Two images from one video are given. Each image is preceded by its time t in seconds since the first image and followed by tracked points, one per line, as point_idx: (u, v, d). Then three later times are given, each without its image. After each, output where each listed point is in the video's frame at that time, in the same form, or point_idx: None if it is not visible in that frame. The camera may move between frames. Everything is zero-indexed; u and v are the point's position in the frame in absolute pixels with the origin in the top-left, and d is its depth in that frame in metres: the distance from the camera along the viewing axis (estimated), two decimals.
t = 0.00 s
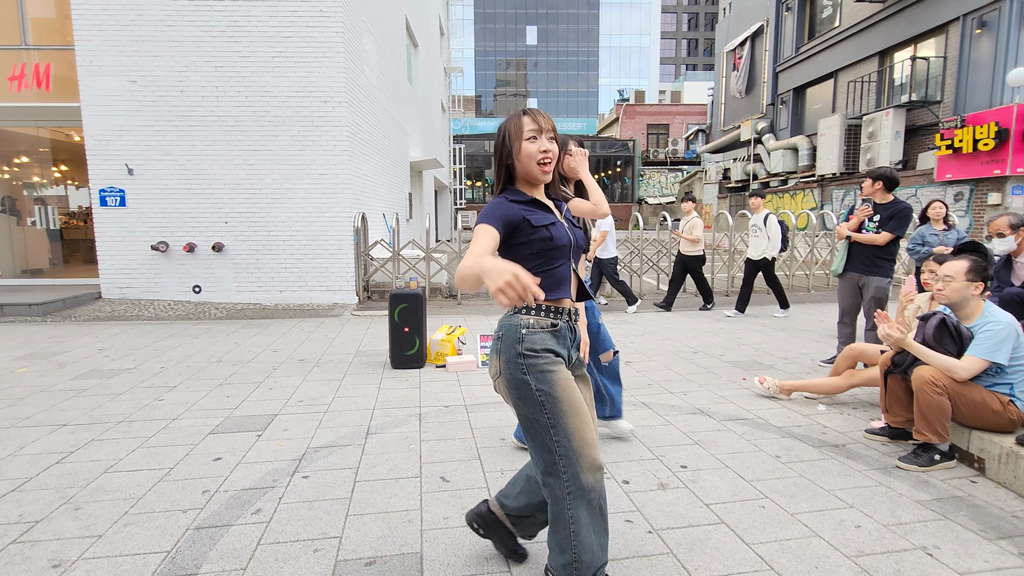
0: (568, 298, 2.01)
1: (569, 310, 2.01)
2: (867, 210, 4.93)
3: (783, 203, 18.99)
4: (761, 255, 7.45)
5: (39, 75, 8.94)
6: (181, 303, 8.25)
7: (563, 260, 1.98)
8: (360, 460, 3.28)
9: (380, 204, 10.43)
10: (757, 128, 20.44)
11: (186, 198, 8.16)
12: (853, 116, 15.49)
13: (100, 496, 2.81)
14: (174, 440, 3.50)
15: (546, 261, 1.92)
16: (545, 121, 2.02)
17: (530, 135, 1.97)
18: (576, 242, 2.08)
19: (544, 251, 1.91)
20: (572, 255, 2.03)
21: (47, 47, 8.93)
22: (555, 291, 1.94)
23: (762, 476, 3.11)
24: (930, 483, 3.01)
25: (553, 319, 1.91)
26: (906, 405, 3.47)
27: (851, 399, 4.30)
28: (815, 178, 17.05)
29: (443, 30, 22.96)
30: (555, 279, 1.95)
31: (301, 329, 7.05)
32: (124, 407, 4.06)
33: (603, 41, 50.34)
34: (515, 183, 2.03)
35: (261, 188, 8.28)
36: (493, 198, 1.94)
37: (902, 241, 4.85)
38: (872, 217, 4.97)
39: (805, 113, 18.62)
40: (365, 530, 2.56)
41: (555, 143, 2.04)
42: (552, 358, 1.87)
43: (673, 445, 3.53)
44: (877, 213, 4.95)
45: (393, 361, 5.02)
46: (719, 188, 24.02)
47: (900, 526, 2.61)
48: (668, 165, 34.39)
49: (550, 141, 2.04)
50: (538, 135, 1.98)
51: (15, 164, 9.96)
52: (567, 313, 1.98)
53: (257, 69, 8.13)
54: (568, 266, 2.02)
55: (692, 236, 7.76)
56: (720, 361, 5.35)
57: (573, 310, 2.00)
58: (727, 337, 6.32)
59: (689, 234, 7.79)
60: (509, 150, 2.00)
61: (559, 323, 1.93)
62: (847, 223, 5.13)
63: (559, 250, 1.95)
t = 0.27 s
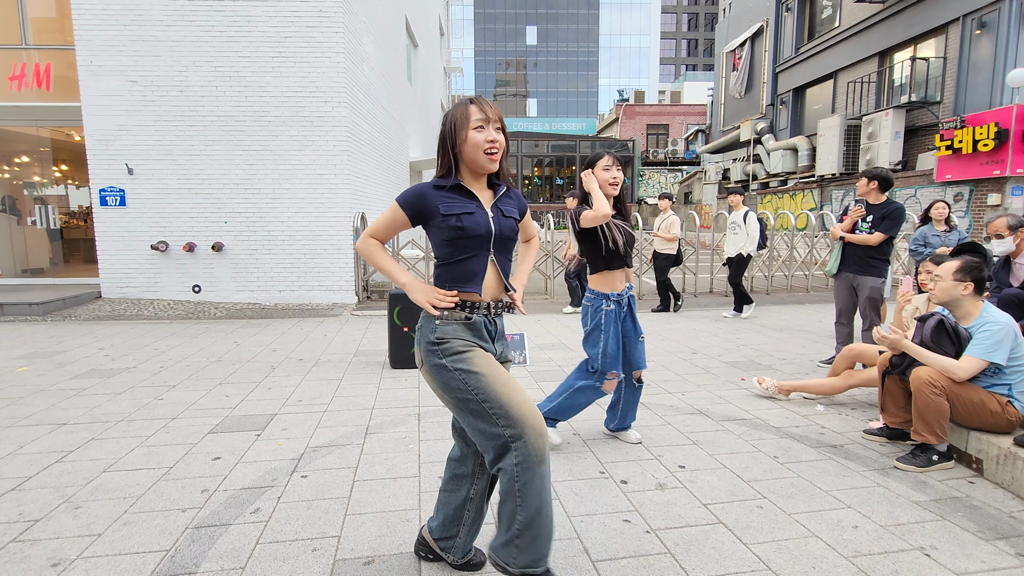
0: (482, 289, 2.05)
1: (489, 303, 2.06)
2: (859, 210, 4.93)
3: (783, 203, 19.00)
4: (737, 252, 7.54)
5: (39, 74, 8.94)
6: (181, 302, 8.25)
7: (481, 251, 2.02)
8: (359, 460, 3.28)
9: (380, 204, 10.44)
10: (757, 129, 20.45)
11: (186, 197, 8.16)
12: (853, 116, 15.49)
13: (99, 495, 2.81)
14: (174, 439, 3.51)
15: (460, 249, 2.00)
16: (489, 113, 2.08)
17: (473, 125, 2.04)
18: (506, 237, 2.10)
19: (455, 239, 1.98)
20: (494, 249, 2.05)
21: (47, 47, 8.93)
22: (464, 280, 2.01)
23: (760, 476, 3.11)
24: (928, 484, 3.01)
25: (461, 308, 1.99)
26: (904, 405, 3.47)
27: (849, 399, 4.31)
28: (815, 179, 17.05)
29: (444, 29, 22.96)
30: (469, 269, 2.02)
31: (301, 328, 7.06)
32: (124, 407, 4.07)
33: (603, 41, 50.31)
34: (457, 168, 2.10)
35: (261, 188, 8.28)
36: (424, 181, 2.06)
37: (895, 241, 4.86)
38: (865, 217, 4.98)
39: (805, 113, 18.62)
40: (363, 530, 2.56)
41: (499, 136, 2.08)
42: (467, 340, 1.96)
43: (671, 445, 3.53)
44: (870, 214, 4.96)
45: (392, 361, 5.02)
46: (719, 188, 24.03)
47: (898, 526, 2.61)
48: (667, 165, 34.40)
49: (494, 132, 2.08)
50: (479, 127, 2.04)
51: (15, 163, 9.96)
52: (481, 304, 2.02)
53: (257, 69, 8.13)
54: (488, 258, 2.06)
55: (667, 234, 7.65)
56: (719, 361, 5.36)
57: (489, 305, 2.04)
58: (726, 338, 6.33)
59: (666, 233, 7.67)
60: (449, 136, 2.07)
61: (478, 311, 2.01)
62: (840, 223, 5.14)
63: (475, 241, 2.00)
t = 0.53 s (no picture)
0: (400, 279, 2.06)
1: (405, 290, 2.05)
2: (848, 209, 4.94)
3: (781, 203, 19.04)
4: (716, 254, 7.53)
5: (35, 75, 8.92)
6: (178, 303, 8.24)
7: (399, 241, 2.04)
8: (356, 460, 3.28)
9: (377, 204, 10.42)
10: (755, 128, 20.47)
11: (183, 198, 8.15)
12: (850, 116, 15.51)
13: (95, 497, 2.80)
14: (171, 440, 3.50)
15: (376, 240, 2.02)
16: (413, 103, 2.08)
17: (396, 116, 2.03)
18: (428, 228, 2.11)
19: (372, 231, 2.00)
20: (412, 239, 2.06)
21: (43, 47, 8.90)
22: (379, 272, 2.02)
23: (758, 476, 3.11)
24: (925, 482, 3.02)
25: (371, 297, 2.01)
26: (901, 404, 3.48)
27: (847, 398, 4.32)
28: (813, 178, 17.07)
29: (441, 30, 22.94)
30: (386, 260, 2.04)
31: (298, 329, 7.05)
32: (120, 408, 4.05)
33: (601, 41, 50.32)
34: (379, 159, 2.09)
35: (258, 189, 8.27)
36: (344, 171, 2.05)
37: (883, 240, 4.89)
38: (853, 216, 4.99)
39: (802, 113, 18.65)
40: (360, 530, 2.56)
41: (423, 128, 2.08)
42: (364, 337, 1.99)
43: (669, 444, 3.53)
44: (858, 213, 4.97)
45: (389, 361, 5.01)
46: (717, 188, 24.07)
47: (895, 525, 2.62)
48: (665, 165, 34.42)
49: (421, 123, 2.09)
50: (399, 119, 2.02)
51: (11, 164, 9.93)
52: (396, 290, 2.04)
53: (254, 69, 8.12)
54: (407, 249, 2.07)
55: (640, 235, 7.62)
56: (717, 360, 5.36)
57: (411, 289, 2.05)
58: (724, 337, 6.33)
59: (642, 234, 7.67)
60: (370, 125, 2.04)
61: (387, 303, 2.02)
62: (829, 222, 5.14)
63: (393, 231, 2.02)
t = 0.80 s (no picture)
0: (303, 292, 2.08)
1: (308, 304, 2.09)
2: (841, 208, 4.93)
3: (778, 202, 19.09)
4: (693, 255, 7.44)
5: (29, 75, 8.87)
6: (175, 304, 8.21)
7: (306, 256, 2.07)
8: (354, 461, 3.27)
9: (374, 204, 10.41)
10: (751, 128, 20.51)
11: (179, 198, 8.12)
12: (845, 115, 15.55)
13: (92, 499, 2.79)
14: (168, 442, 3.49)
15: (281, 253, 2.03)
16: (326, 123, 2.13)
17: (306, 133, 2.07)
18: (338, 243, 2.13)
19: (278, 243, 2.03)
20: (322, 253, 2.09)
21: (37, 47, 8.86)
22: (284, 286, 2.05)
23: (757, 474, 3.12)
24: (922, 479, 3.03)
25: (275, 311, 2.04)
26: (898, 402, 3.49)
27: (844, 396, 4.33)
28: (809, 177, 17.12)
29: (437, 29, 22.91)
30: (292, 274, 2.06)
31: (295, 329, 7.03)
32: (116, 409, 4.03)
33: (597, 41, 50.35)
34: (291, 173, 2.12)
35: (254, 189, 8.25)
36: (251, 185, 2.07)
37: (874, 239, 4.90)
38: (845, 216, 4.99)
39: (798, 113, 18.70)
40: (359, 531, 2.55)
41: (336, 146, 2.13)
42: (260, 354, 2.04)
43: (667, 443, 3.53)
44: (850, 212, 4.98)
45: (388, 361, 5.00)
46: (713, 187, 24.11)
47: (892, 522, 2.62)
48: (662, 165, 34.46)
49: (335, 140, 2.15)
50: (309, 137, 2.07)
51: (6, 165, 9.87)
52: (298, 306, 2.07)
53: (250, 69, 8.09)
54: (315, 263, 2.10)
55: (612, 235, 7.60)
56: (715, 359, 5.37)
57: (313, 306, 2.08)
58: (721, 336, 6.34)
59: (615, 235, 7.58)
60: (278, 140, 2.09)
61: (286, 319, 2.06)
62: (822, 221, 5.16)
63: (299, 244, 2.04)
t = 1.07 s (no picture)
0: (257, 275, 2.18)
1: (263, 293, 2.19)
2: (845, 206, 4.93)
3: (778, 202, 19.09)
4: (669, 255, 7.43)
5: (29, 74, 8.86)
6: (174, 303, 8.20)
7: (259, 240, 2.18)
8: (354, 460, 3.27)
9: (374, 203, 10.40)
10: (751, 127, 20.50)
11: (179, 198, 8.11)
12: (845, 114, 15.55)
13: (92, 498, 2.79)
14: (168, 441, 3.49)
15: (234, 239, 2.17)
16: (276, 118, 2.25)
17: (257, 128, 2.21)
18: (291, 229, 2.24)
19: (231, 228, 2.16)
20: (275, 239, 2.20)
21: (36, 46, 8.85)
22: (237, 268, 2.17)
23: (757, 473, 3.12)
24: (921, 479, 3.03)
25: (232, 297, 2.17)
26: (898, 401, 3.49)
27: (843, 396, 4.33)
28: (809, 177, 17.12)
29: (437, 28, 22.90)
30: (244, 257, 2.18)
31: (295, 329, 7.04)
32: (116, 408, 4.03)
33: (597, 40, 50.32)
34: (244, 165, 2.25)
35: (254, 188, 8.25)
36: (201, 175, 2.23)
37: (878, 238, 4.90)
38: (849, 214, 5.01)
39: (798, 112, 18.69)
40: (359, 530, 2.55)
41: (288, 139, 2.25)
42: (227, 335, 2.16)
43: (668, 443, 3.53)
44: (854, 211, 4.98)
45: (388, 361, 5.00)
46: (713, 187, 24.11)
47: (892, 521, 2.62)
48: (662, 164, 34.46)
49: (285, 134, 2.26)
50: (259, 131, 2.20)
51: (5, 164, 9.87)
52: (253, 293, 2.18)
53: (250, 69, 8.09)
54: (268, 247, 2.21)
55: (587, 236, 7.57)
56: (715, 359, 5.37)
57: (269, 293, 2.19)
58: (721, 336, 6.34)
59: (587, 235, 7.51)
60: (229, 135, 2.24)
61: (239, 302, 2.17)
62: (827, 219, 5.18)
63: (251, 230, 2.16)
